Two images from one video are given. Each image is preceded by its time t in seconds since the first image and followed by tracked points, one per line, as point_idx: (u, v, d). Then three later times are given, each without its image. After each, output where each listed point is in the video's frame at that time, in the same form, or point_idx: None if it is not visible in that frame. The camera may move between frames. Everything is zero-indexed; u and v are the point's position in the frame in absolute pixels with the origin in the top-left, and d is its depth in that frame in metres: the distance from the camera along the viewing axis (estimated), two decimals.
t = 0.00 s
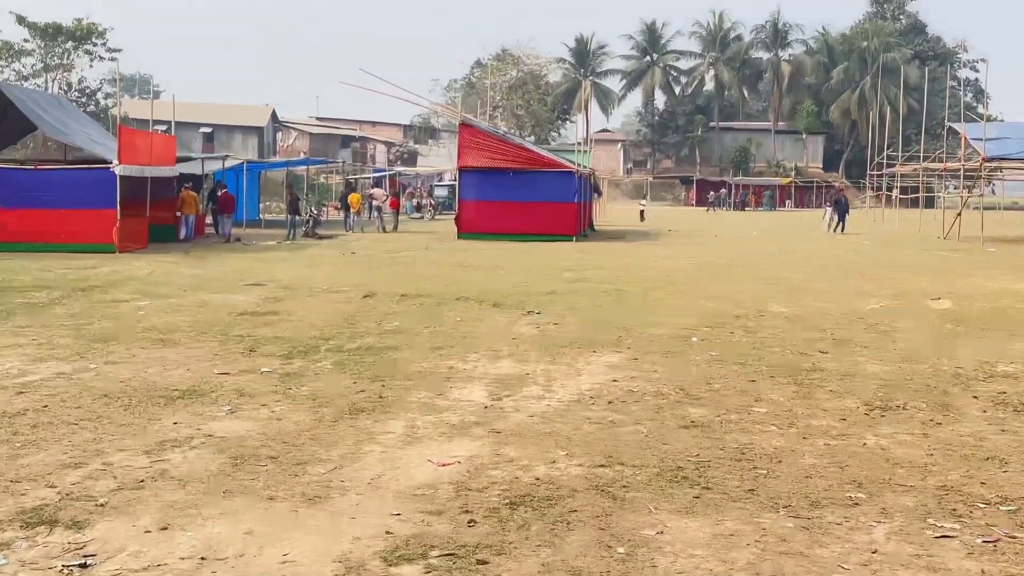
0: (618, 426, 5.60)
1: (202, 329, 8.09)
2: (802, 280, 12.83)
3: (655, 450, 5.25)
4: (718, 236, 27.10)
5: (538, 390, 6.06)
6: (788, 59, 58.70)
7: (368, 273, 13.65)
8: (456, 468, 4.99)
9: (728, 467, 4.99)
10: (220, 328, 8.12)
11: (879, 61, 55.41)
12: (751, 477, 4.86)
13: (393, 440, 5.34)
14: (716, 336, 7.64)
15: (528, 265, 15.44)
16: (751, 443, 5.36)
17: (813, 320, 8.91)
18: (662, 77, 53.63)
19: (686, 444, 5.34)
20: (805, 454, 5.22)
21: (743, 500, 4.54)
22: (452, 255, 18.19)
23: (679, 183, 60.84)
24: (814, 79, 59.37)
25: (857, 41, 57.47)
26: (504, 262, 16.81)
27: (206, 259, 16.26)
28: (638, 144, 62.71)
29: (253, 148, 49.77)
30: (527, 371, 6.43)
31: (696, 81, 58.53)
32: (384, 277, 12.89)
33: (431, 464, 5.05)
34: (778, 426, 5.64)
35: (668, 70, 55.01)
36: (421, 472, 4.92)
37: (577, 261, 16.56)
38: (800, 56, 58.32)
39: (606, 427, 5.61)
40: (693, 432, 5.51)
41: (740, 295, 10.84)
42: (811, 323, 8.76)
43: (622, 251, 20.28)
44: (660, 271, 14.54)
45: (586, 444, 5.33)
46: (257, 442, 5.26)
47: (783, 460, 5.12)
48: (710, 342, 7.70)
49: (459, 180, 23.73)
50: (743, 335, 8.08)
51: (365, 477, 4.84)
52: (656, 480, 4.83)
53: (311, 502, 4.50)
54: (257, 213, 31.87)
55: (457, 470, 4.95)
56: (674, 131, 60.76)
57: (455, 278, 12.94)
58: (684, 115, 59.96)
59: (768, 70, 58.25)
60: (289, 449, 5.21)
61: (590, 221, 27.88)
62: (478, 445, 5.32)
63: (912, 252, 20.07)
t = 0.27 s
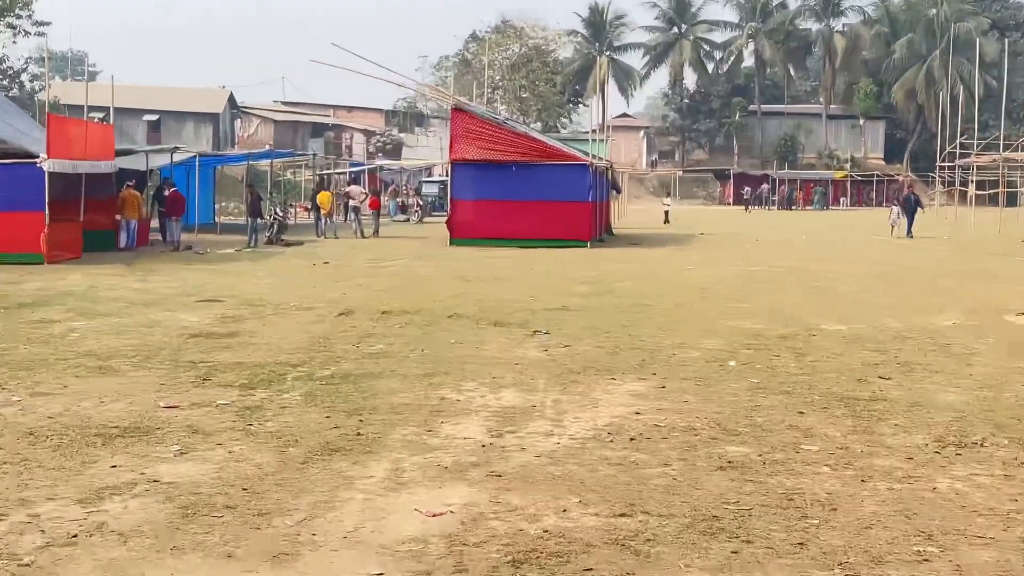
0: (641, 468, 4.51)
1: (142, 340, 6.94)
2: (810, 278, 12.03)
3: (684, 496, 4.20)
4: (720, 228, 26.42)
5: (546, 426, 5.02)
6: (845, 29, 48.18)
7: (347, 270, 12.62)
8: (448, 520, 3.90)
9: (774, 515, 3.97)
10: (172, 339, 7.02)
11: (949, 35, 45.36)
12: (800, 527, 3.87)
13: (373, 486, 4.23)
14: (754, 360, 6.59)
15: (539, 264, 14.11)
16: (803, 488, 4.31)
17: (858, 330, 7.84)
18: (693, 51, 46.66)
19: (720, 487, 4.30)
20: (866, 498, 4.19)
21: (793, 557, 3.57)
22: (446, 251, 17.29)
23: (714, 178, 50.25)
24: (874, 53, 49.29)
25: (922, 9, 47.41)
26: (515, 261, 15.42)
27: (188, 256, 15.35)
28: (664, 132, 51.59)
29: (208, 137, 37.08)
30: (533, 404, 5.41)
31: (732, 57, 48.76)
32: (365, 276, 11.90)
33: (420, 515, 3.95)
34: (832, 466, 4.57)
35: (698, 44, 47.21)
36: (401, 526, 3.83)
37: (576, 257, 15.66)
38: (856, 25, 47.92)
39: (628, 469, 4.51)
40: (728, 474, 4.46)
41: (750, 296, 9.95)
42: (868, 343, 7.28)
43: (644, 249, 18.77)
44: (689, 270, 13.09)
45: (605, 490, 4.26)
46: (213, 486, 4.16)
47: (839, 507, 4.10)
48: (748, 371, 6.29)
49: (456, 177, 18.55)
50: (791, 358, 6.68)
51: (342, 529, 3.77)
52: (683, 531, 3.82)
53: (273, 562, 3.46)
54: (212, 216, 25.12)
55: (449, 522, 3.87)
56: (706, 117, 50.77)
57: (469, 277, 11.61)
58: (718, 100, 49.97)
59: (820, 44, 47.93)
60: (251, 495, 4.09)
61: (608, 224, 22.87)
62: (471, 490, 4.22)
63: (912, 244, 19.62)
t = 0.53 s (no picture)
0: (646, 502, 4.15)
1: (104, 366, 6.59)
2: (814, 294, 11.69)
3: (692, 532, 3.84)
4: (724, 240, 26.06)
5: (542, 457, 4.67)
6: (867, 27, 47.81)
7: (335, 288, 12.26)
8: (433, 560, 3.54)
9: (791, 554, 3.60)
10: (140, 365, 6.67)
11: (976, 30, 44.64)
12: (821, 566, 3.50)
13: (353, 522, 3.87)
14: (764, 383, 6.23)
15: (538, 280, 13.79)
16: (821, 523, 3.94)
17: (872, 350, 7.46)
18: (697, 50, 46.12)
19: (732, 523, 3.93)
20: (891, 533, 3.82)
21: None
22: (440, 267, 16.92)
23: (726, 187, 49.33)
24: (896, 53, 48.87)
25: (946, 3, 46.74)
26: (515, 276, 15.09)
27: (175, 271, 15.02)
28: (670, 138, 51.27)
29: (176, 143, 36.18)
30: (528, 432, 5.06)
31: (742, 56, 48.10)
32: (351, 294, 11.56)
33: (404, 554, 3.59)
34: (853, 498, 4.20)
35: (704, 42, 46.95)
36: (383, 567, 3.48)
37: (573, 272, 15.31)
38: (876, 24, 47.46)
39: (632, 503, 4.15)
40: (739, 508, 4.09)
41: (753, 315, 9.59)
42: (887, 363, 6.95)
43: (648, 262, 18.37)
44: (693, 286, 12.73)
45: (606, 527, 3.89)
46: (180, 524, 3.80)
47: (860, 544, 3.73)
48: (764, 394, 5.94)
49: (445, 187, 18.09)
50: (805, 380, 6.34)
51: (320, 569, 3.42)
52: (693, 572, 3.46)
53: None
54: (181, 231, 23.53)
55: (434, 562, 3.51)
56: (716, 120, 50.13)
57: (467, 295, 11.29)
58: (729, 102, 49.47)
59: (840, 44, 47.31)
60: (222, 534, 3.73)
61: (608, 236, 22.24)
62: (458, 527, 3.86)
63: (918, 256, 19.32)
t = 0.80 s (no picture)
0: (635, 527, 4.03)
1: (75, 391, 6.44)
2: (803, 312, 11.59)
3: (682, 558, 3.71)
4: (712, 257, 26.01)
5: (528, 482, 4.55)
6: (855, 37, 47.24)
7: (321, 308, 12.12)
8: None
9: None
10: (112, 390, 6.52)
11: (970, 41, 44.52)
12: None
13: (332, 550, 3.74)
14: (755, 405, 6.12)
15: (529, 299, 13.70)
16: (814, 548, 3.81)
17: (864, 370, 7.35)
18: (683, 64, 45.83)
19: (722, 550, 3.80)
20: (886, 559, 3.69)
21: None
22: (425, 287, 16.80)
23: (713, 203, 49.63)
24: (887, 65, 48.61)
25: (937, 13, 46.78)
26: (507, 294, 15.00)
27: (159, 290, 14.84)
28: (658, 152, 51.20)
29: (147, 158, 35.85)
30: (513, 457, 4.94)
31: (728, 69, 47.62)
32: (336, 314, 11.43)
33: None
34: (845, 522, 4.10)
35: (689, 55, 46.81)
36: None
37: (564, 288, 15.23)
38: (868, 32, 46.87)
39: (620, 528, 4.02)
40: (729, 533, 3.97)
41: (741, 334, 9.48)
42: (879, 383, 6.85)
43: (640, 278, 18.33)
44: (682, 305, 12.65)
45: (592, 554, 3.77)
46: (152, 553, 3.66)
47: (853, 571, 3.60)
48: (755, 416, 5.84)
49: (426, 204, 17.91)
50: (798, 401, 6.24)
51: None
52: None
53: None
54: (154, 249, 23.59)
55: None
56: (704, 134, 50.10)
57: (454, 316, 11.20)
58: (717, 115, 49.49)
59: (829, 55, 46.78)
60: (196, 564, 3.57)
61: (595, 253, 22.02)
62: (442, 554, 3.73)
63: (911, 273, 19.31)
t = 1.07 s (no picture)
0: (609, 548, 3.98)
1: (42, 414, 6.34)
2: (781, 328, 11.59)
3: None
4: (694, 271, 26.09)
5: (502, 503, 4.50)
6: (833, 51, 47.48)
7: (299, 325, 12.06)
8: None
9: None
10: (79, 412, 6.43)
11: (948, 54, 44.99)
12: None
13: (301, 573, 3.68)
14: (733, 422, 6.09)
15: (508, 315, 13.70)
16: (792, 567, 3.77)
17: (842, 387, 7.33)
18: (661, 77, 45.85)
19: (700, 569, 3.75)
20: None
21: None
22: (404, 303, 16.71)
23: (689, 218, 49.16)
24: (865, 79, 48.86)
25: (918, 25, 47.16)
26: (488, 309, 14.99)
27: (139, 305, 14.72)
28: (635, 168, 51.15)
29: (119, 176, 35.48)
30: (487, 477, 4.89)
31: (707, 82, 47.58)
32: (313, 333, 11.36)
33: None
34: (825, 540, 4.06)
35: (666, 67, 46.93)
36: None
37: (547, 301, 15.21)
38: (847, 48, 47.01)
39: (595, 548, 3.98)
40: (707, 552, 3.93)
41: (719, 351, 9.44)
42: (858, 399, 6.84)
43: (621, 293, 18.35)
44: (661, 321, 12.66)
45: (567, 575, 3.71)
46: None
47: None
48: (733, 434, 5.82)
49: (399, 219, 17.86)
50: (775, 418, 6.23)
51: None
52: None
53: None
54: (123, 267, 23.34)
55: None
56: (681, 149, 50.36)
57: (430, 334, 11.17)
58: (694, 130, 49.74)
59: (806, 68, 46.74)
60: None
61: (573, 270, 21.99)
62: None
63: (890, 286, 19.45)
